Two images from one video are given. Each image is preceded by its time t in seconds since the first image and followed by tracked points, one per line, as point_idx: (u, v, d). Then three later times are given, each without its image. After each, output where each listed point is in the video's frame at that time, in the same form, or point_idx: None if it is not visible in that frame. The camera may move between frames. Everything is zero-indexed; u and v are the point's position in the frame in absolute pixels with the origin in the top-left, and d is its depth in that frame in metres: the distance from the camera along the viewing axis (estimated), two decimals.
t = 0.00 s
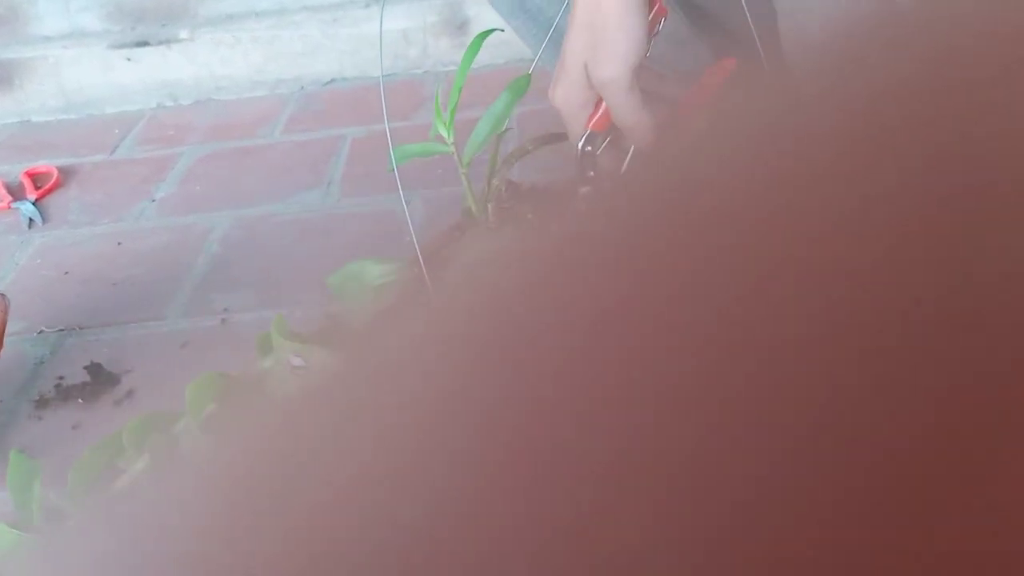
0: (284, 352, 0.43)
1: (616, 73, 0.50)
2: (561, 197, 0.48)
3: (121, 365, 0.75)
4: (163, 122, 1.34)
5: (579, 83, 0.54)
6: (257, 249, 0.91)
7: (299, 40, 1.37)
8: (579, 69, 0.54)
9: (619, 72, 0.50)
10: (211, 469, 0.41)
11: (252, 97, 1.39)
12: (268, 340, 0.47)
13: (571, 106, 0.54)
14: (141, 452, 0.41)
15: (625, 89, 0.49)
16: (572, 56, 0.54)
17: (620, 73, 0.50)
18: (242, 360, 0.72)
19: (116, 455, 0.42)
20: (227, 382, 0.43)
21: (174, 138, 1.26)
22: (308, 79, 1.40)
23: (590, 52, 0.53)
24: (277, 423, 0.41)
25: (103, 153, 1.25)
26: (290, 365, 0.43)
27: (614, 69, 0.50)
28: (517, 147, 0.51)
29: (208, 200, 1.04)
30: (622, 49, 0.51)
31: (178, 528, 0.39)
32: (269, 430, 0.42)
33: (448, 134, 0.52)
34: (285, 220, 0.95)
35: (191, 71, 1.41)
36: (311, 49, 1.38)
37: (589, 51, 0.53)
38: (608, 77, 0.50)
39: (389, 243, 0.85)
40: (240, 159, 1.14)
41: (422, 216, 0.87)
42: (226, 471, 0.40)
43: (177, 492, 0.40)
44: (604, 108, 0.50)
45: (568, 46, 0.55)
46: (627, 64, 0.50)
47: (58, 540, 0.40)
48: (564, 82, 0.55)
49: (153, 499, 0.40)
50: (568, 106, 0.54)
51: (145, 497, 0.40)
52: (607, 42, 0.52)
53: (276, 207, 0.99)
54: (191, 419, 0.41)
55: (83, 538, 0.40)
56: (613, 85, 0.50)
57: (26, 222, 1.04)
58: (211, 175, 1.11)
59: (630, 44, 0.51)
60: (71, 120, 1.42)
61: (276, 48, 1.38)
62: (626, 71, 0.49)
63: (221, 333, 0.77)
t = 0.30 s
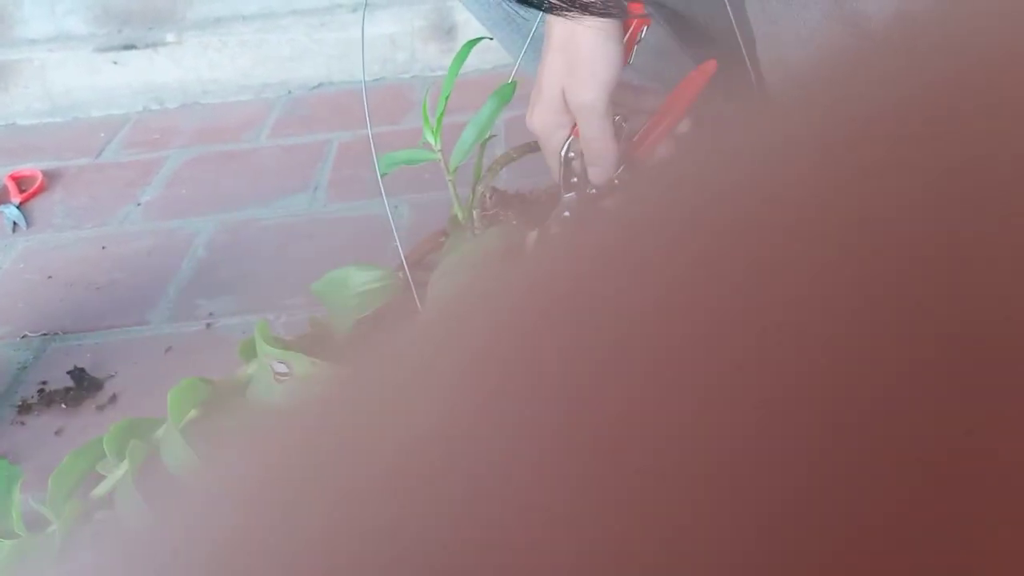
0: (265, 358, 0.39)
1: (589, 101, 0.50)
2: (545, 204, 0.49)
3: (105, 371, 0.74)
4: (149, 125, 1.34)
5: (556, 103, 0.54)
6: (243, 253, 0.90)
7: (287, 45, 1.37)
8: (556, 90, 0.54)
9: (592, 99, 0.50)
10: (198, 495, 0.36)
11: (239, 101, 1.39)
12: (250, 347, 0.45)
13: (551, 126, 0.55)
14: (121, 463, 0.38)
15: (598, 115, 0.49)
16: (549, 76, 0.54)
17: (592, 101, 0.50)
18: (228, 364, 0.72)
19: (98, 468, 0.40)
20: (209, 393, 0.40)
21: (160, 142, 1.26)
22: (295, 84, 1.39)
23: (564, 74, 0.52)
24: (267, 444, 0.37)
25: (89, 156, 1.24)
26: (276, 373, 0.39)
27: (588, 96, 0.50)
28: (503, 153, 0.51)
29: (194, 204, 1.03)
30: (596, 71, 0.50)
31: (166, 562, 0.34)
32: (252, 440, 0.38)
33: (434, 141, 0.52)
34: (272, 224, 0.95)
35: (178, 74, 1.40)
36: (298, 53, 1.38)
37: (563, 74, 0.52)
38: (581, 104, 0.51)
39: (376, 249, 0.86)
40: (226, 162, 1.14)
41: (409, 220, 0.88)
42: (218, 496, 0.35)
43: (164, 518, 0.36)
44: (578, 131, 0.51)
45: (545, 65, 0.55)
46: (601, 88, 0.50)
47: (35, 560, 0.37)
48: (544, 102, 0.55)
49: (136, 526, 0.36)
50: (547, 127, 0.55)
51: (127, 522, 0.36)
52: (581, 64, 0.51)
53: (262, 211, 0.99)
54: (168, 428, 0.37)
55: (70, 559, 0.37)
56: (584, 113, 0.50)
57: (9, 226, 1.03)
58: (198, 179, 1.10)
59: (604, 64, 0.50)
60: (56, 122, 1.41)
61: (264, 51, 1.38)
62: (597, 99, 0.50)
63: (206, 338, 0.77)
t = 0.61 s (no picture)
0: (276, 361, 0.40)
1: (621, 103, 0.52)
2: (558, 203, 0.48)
3: (111, 372, 0.75)
4: (154, 127, 1.34)
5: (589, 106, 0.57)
6: (249, 254, 0.91)
7: (291, 46, 1.37)
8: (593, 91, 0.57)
9: (624, 102, 0.52)
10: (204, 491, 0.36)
11: (243, 102, 1.39)
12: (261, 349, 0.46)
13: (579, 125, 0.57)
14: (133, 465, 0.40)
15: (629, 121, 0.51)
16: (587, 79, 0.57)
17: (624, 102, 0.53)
18: (234, 366, 0.73)
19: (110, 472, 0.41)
20: (218, 395, 0.42)
21: (165, 143, 1.26)
22: (299, 85, 1.40)
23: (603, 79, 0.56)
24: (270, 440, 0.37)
25: (94, 158, 1.25)
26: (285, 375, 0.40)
27: (622, 98, 0.53)
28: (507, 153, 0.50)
29: (199, 205, 1.04)
30: (633, 81, 0.53)
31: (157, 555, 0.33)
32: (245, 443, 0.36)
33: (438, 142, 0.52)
34: (277, 225, 0.96)
35: (182, 76, 1.41)
36: (302, 54, 1.38)
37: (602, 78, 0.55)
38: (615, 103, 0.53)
39: (381, 249, 0.86)
40: (231, 164, 1.15)
41: (414, 220, 0.88)
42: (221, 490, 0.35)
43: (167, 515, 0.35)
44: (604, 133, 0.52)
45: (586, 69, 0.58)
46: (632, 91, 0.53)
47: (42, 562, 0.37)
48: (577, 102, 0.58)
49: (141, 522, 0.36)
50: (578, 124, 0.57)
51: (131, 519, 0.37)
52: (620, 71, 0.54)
53: (267, 212, 0.99)
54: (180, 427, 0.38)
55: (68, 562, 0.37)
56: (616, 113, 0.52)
57: (15, 228, 1.04)
58: (202, 180, 1.11)
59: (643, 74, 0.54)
60: (62, 125, 1.41)
61: (267, 52, 1.38)
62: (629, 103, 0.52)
63: (213, 338, 0.77)
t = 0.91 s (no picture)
0: (289, 350, 0.39)
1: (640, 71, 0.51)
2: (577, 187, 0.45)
3: (122, 372, 0.75)
4: (164, 128, 1.35)
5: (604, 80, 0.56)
6: (259, 255, 0.91)
7: (299, 47, 1.38)
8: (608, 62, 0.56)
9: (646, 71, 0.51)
10: (215, 484, 0.36)
11: (252, 103, 1.40)
12: (277, 345, 0.44)
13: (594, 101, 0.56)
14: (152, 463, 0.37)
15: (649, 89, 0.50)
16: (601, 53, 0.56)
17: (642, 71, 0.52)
18: (244, 365, 0.73)
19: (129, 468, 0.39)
20: (236, 393, 0.40)
21: (174, 144, 1.27)
22: (307, 85, 1.41)
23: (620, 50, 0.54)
24: (279, 433, 0.37)
25: (104, 160, 1.25)
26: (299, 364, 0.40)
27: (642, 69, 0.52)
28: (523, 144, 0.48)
29: (208, 206, 1.04)
30: (649, 50, 0.53)
31: (173, 550, 0.34)
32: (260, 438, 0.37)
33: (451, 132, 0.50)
34: (286, 225, 0.96)
35: (192, 78, 1.42)
36: (310, 55, 1.38)
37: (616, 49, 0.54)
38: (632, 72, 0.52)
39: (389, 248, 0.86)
40: (240, 165, 1.15)
41: (422, 220, 0.88)
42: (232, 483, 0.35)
43: (177, 507, 0.35)
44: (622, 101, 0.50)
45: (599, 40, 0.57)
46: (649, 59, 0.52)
47: (61, 561, 0.35)
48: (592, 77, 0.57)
49: (159, 516, 0.35)
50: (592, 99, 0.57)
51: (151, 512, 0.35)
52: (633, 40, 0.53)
53: (277, 213, 0.99)
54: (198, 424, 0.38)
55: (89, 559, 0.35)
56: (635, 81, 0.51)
57: (26, 228, 1.05)
58: (212, 181, 1.11)
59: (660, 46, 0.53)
60: (72, 126, 1.42)
61: (276, 53, 1.39)
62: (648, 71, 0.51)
63: (224, 338, 0.78)
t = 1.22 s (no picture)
0: (292, 352, 0.39)
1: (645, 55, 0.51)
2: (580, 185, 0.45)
3: (126, 371, 0.75)
4: (168, 128, 1.35)
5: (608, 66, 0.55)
6: (263, 254, 0.91)
7: (303, 47, 1.38)
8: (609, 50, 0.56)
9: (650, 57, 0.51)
10: (216, 481, 0.35)
11: (256, 103, 1.40)
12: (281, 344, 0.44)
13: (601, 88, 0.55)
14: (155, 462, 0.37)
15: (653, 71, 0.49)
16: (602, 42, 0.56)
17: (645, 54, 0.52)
18: (248, 365, 0.73)
19: (133, 469, 0.38)
20: (239, 392, 0.38)
21: (179, 144, 1.27)
22: (311, 85, 1.41)
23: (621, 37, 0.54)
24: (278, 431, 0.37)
25: (109, 159, 1.25)
26: (301, 366, 0.39)
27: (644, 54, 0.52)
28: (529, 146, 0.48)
29: (212, 206, 1.04)
30: (651, 34, 0.53)
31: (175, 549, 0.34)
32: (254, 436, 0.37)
33: (461, 130, 0.49)
34: (290, 225, 0.96)
35: (196, 78, 1.42)
36: (314, 55, 1.38)
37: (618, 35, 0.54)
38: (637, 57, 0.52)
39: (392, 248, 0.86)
40: (244, 164, 1.15)
41: (425, 219, 0.88)
42: (233, 480, 0.35)
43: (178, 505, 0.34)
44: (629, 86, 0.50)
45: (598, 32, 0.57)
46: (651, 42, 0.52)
47: (64, 561, 0.34)
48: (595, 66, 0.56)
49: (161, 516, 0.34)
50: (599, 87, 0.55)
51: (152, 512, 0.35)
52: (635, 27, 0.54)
53: (281, 212, 0.99)
54: (201, 424, 0.36)
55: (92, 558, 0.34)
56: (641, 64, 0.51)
57: (31, 228, 1.05)
58: (216, 180, 1.11)
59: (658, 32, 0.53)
60: (77, 126, 1.43)
61: (279, 53, 1.38)
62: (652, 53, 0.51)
63: (229, 338, 0.78)
